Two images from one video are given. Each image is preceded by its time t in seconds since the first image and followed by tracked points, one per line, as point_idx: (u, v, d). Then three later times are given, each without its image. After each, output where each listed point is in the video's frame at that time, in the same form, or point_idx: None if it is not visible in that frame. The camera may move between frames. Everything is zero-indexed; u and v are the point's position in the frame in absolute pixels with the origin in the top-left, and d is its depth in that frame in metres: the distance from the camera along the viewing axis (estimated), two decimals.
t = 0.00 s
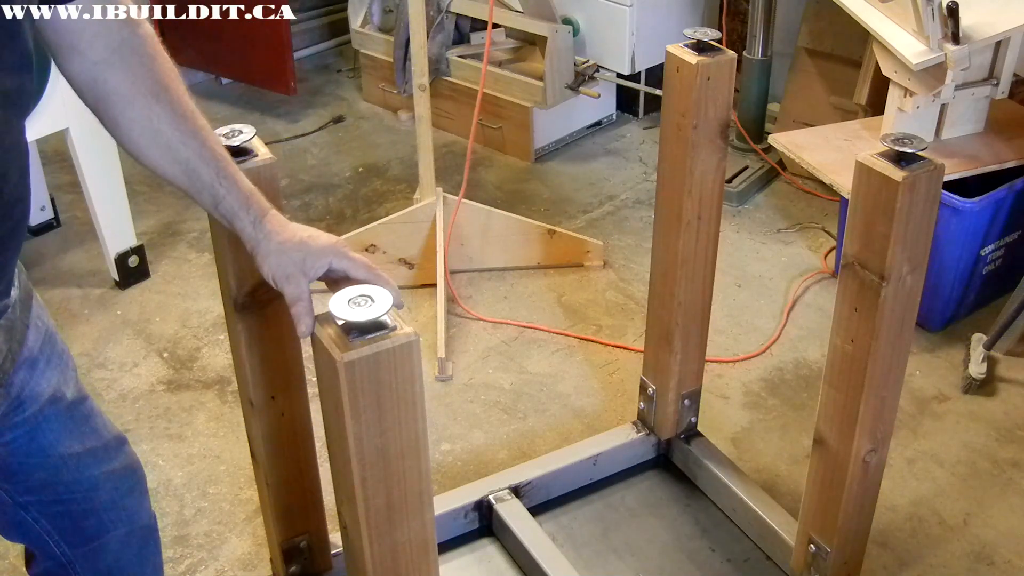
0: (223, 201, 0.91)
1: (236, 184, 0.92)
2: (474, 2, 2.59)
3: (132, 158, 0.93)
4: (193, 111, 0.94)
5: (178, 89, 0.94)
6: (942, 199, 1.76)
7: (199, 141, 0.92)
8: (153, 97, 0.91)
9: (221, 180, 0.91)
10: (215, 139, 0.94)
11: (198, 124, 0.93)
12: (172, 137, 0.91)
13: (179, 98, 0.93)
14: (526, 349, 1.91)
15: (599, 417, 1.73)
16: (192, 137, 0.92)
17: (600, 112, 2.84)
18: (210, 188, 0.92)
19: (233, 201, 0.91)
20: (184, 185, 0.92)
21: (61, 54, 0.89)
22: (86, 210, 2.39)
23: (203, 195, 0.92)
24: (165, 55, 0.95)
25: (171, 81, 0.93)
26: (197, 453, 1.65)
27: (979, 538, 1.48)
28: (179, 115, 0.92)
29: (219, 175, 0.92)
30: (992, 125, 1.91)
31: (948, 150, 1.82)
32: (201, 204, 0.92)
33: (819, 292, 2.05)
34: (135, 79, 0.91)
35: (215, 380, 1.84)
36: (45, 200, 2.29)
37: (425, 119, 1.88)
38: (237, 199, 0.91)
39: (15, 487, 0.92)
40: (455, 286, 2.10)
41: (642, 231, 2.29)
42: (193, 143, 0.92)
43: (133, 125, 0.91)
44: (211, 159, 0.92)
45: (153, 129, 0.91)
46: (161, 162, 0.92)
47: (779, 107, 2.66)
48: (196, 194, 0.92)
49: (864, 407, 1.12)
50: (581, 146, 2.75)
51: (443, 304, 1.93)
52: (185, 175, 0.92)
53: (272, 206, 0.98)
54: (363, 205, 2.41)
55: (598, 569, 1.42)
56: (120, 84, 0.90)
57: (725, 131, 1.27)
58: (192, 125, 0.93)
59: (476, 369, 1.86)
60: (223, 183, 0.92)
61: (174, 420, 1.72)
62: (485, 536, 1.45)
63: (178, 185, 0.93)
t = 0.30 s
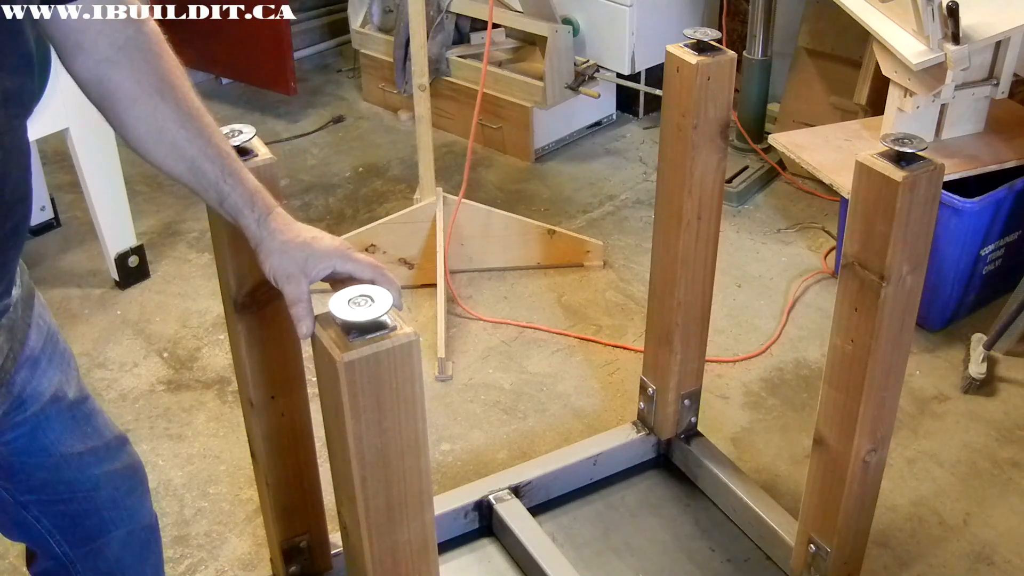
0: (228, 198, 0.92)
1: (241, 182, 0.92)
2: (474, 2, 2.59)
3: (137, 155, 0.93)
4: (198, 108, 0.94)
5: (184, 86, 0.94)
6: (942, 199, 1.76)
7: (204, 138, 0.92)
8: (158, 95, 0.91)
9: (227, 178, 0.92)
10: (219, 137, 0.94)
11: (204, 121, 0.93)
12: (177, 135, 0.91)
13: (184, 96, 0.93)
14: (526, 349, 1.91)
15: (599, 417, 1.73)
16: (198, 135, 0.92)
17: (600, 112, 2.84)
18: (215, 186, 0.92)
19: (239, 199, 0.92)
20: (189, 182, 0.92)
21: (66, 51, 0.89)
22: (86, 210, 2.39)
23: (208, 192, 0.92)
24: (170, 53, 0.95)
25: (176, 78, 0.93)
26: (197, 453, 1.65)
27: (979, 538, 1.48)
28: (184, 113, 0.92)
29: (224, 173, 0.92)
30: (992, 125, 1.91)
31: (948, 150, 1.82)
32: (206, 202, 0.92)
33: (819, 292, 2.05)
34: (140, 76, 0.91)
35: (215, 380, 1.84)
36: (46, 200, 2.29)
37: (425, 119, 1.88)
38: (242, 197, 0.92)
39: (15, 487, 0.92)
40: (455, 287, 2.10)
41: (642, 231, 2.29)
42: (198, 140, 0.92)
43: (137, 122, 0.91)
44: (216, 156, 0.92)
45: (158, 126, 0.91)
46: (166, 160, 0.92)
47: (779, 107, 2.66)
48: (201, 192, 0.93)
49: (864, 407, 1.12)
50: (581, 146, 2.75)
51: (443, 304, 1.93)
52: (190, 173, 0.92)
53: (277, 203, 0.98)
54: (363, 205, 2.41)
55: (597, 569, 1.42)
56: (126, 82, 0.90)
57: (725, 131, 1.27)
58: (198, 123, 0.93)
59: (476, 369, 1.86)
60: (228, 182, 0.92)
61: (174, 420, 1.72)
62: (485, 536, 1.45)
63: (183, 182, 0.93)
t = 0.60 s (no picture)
0: (228, 198, 0.91)
1: (241, 182, 0.92)
2: (474, 2, 2.59)
3: (137, 156, 0.93)
4: (197, 108, 0.94)
5: (183, 87, 0.94)
6: (942, 199, 1.76)
7: (204, 138, 0.92)
8: (158, 95, 0.91)
9: (227, 178, 0.92)
10: (219, 137, 0.94)
11: (203, 121, 0.93)
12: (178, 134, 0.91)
13: (185, 96, 0.93)
14: (526, 349, 1.91)
15: (599, 417, 1.73)
16: (198, 135, 0.92)
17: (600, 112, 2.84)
18: (215, 186, 0.92)
19: (239, 198, 0.91)
20: (189, 182, 0.92)
21: (66, 52, 0.89)
22: (86, 210, 2.39)
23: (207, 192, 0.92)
24: (170, 54, 0.95)
25: (176, 78, 0.93)
26: (197, 453, 1.65)
27: (979, 538, 1.48)
28: (184, 113, 0.92)
29: (224, 173, 0.92)
30: (992, 125, 1.91)
31: (948, 150, 1.82)
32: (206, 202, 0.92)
33: (819, 293, 2.05)
34: (140, 77, 0.91)
35: (215, 380, 1.84)
36: (46, 200, 2.29)
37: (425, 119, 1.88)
38: (242, 198, 0.92)
39: (16, 485, 0.92)
40: (455, 287, 2.10)
41: (642, 231, 2.29)
42: (198, 140, 0.92)
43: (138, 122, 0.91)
44: (216, 156, 0.92)
45: (158, 127, 0.91)
46: (166, 160, 0.92)
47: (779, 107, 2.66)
48: (200, 192, 0.92)
49: (864, 407, 1.12)
50: (581, 146, 2.75)
51: (443, 304, 1.93)
52: (190, 173, 0.92)
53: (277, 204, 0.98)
54: (363, 205, 2.41)
55: (597, 569, 1.42)
56: (126, 82, 0.90)
57: (725, 131, 1.27)
58: (198, 123, 0.93)
59: (476, 369, 1.86)
60: (228, 182, 0.92)
61: (174, 420, 1.72)
62: (485, 536, 1.45)
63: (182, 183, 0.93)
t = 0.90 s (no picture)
0: (227, 199, 0.91)
1: (241, 183, 0.92)
2: (474, 2, 2.59)
3: (139, 156, 0.93)
4: (200, 110, 0.94)
5: (185, 88, 0.94)
6: (942, 199, 1.76)
7: (205, 139, 0.93)
8: (160, 96, 0.92)
9: (227, 179, 0.92)
10: (220, 138, 0.94)
11: (205, 123, 0.94)
12: (178, 136, 0.92)
13: (186, 98, 0.93)
14: (526, 349, 1.91)
15: (599, 417, 1.73)
16: (200, 136, 0.92)
17: (600, 112, 2.84)
18: (216, 187, 0.92)
19: (239, 199, 0.91)
20: (189, 183, 0.92)
21: (69, 53, 0.90)
22: (86, 211, 2.39)
23: (208, 193, 0.92)
24: (173, 56, 0.96)
25: (178, 80, 0.94)
26: (197, 453, 1.65)
27: (979, 538, 1.48)
28: (186, 114, 0.92)
29: (225, 174, 0.92)
30: (992, 125, 1.91)
31: (948, 150, 1.82)
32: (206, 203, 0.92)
33: (819, 293, 2.05)
34: (142, 78, 0.91)
35: (215, 380, 1.84)
36: (46, 200, 2.29)
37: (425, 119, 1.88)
38: (242, 198, 0.92)
39: (17, 485, 0.92)
40: (455, 287, 2.10)
41: (642, 231, 2.29)
42: (199, 141, 0.92)
43: (139, 123, 0.91)
44: (217, 157, 0.92)
45: (159, 128, 0.91)
46: (168, 160, 0.92)
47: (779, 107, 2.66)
48: (201, 193, 0.92)
49: (864, 407, 1.12)
50: (581, 146, 2.75)
51: (443, 304, 1.93)
52: (191, 174, 0.92)
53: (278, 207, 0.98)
54: (363, 205, 2.41)
55: (597, 569, 1.42)
56: (128, 83, 0.91)
57: (725, 131, 1.27)
58: (200, 125, 0.93)
59: (475, 369, 1.86)
60: (228, 183, 0.92)
61: (174, 420, 1.72)
62: (485, 536, 1.45)
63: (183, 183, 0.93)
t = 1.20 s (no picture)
0: (228, 198, 0.92)
1: (244, 183, 0.92)
2: (474, 2, 2.59)
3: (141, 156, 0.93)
4: (202, 108, 0.94)
5: (189, 88, 0.94)
6: (942, 199, 1.76)
7: (208, 138, 0.93)
8: (163, 95, 0.92)
9: (229, 178, 0.92)
10: (223, 137, 0.94)
11: (208, 122, 0.94)
12: (181, 134, 0.92)
13: (189, 97, 0.93)
14: (526, 349, 1.91)
15: (599, 417, 1.73)
16: (202, 135, 0.92)
17: (600, 112, 2.84)
18: (218, 186, 0.92)
19: (241, 198, 0.92)
20: (191, 182, 0.92)
21: (71, 52, 0.90)
22: (86, 210, 2.39)
23: (210, 191, 0.92)
24: (176, 55, 0.96)
25: (181, 78, 0.94)
26: (197, 453, 1.65)
27: (979, 538, 1.48)
28: (189, 113, 0.92)
29: (227, 174, 0.92)
30: (992, 125, 1.91)
31: (948, 150, 1.82)
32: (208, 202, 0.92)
33: (819, 293, 2.05)
34: (145, 77, 0.91)
35: (215, 380, 1.84)
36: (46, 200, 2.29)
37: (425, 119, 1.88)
38: (244, 198, 0.92)
39: (18, 485, 0.92)
40: (455, 287, 2.10)
41: (642, 231, 2.29)
42: (201, 140, 0.92)
43: (142, 122, 0.91)
44: (219, 156, 0.92)
45: (161, 126, 0.91)
46: (170, 159, 0.92)
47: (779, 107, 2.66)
48: (203, 192, 0.93)
49: (864, 407, 1.12)
50: (581, 146, 2.75)
51: (443, 304, 1.93)
52: (193, 172, 0.92)
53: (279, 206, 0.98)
54: (363, 205, 2.41)
55: (597, 569, 1.42)
56: (130, 82, 0.91)
57: (725, 131, 1.27)
58: (202, 124, 0.93)
59: (476, 369, 1.86)
60: (230, 182, 0.92)
61: (174, 420, 1.72)
62: (485, 536, 1.45)
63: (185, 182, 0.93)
